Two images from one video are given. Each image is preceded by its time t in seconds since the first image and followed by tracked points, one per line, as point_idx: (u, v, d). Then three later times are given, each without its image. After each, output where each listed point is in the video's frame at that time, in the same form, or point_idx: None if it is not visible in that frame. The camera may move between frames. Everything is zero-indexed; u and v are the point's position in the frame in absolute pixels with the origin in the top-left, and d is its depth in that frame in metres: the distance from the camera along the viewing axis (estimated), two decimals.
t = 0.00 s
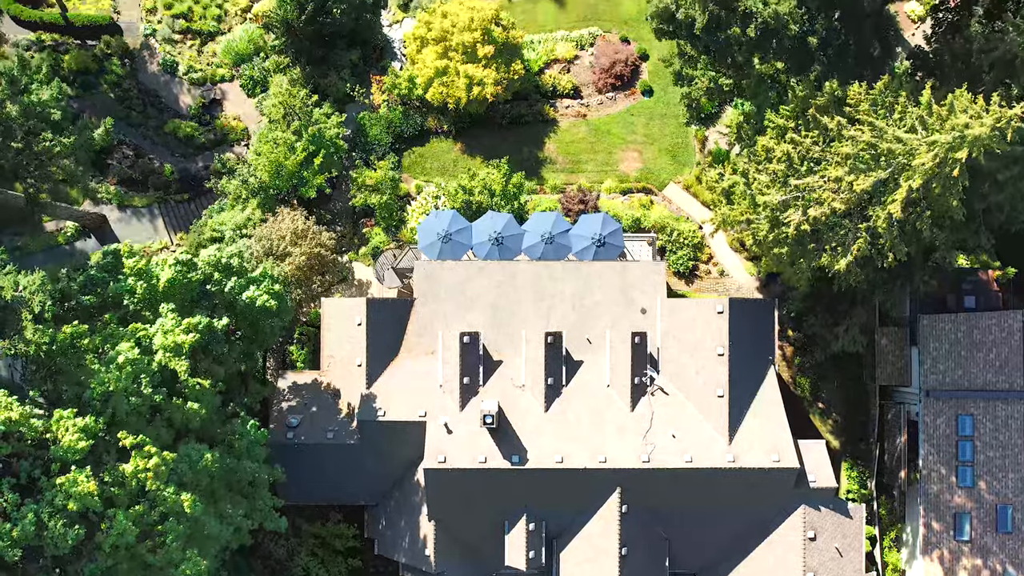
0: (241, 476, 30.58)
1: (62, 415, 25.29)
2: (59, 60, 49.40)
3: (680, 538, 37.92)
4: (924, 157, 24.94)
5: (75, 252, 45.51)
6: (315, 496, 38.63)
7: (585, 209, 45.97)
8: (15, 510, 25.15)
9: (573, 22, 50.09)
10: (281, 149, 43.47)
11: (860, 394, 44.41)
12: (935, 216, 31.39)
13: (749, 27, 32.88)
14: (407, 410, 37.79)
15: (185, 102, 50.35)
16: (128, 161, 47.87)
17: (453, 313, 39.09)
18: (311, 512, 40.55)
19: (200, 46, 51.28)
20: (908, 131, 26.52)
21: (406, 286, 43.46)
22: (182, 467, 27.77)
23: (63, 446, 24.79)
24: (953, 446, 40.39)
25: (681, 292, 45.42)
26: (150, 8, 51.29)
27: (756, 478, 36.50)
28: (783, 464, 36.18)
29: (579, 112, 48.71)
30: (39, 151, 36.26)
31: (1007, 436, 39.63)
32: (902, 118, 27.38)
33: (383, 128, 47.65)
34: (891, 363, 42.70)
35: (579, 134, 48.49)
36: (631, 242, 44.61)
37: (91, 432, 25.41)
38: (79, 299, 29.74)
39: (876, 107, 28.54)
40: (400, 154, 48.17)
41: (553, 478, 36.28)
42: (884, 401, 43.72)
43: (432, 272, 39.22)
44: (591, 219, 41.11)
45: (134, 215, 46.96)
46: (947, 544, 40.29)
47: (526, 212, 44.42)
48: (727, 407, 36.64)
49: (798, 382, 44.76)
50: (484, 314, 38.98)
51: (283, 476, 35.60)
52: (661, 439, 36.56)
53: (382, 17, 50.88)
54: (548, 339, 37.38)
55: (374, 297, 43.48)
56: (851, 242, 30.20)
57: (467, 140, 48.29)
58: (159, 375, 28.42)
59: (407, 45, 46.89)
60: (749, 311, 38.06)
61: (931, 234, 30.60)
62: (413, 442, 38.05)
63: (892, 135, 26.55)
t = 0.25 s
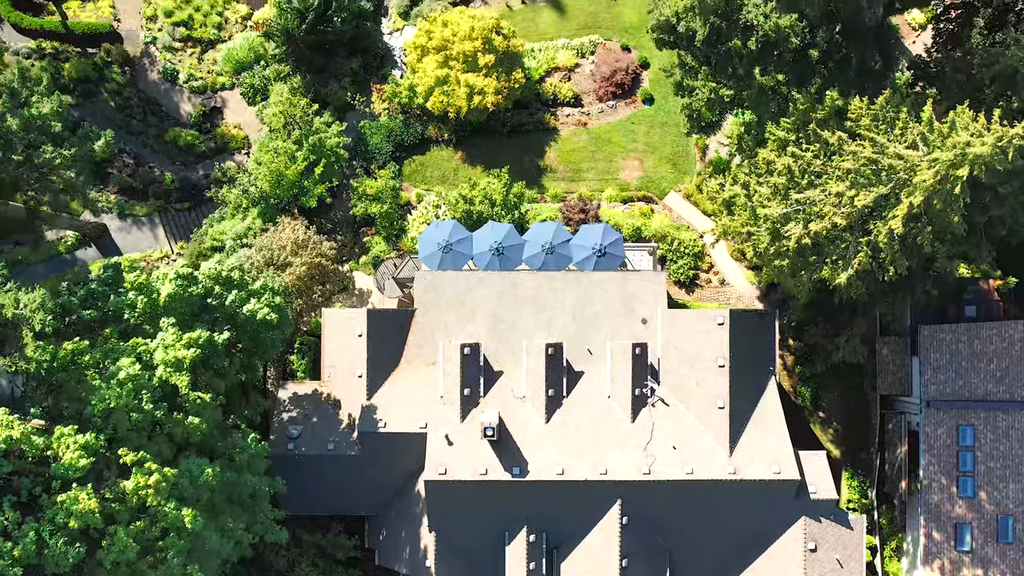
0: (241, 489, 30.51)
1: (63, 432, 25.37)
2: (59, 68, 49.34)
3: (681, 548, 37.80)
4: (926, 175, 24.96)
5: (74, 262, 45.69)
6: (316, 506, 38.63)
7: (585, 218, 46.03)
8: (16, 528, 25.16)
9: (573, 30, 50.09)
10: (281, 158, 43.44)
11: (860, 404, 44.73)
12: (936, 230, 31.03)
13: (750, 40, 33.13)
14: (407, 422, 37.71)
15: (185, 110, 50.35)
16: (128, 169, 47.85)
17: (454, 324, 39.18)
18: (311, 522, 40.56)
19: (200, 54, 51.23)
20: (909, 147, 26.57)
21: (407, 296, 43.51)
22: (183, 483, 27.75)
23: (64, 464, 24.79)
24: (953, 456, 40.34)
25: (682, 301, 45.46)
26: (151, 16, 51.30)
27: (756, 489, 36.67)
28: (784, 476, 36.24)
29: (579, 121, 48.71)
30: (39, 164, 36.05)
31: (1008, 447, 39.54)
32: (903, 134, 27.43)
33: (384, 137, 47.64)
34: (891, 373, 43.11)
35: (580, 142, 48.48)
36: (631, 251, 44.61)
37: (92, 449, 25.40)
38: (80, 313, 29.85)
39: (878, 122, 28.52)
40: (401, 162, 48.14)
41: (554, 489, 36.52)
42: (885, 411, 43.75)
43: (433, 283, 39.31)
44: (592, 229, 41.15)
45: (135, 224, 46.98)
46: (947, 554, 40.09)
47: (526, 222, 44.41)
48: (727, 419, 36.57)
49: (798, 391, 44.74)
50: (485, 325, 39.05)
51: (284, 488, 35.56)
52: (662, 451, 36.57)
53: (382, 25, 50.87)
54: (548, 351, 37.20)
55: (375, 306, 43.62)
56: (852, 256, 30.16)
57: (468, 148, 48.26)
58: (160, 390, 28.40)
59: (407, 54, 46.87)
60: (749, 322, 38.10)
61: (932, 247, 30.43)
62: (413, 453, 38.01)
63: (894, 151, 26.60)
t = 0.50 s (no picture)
0: (242, 503, 30.40)
1: (64, 449, 25.44)
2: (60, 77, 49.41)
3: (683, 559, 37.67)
4: (927, 192, 25.00)
5: (76, 270, 45.67)
6: (317, 516, 38.59)
7: (586, 227, 45.97)
8: (18, 546, 25.22)
9: (574, 38, 50.05)
10: (282, 168, 43.41)
11: (861, 413, 44.65)
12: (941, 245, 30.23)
13: (752, 53, 33.06)
14: (408, 433, 37.73)
15: (185, 119, 50.32)
16: (128, 178, 47.82)
17: (455, 334, 39.21)
18: (312, 532, 40.57)
19: (200, 62, 51.21)
20: (910, 164, 26.61)
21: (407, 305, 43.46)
22: (184, 498, 27.75)
23: (65, 481, 24.84)
24: (954, 467, 40.30)
25: (682, 309, 45.41)
26: (151, 24, 51.27)
27: (756, 501, 36.80)
28: (784, 488, 36.45)
29: (579, 129, 48.68)
30: (39, 175, 36.75)
31: (1009, 457, 39.50)
32: (904, 150, 27.46)
33: (384, 146, 47.62)
34: (892, 383, 43.16)
35: (580, 151, 48.46)
36: (631, 260, 44.05)
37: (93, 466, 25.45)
38: (80, 327, 30.31)
39: (879, 137, 28.51)
40: (401, 171, 48.11)
41: (554, 502, 36.74)
42: (886, 421, 43.76)
43: (433, 293, 39.35)
44: (593, 239, 41.01)
45: (135, 233, 47.04)
46: (949, 564, 40.14)
47: (527, 231, 44.37)
48: (728, 431, 36.63)
49: (799, 400, 44.68)
50: (485, 336, 39.06)
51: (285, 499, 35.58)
52: (663, 462, 36.63)
53: (382, 33, 50.85)
54: (549, 362, 37.19)
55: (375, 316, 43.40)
56: (854, 270, 30.12)
57: (468, 157, 48.23)
58: (160, 406, 28.41)
59: (407, 63, 46.83)
60: (750, 333, 38.08)
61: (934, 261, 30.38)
62: (414, 464, 38.02)
63: (895, 168, 26.63)
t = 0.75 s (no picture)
0: (243, 517, 30.19)
1: (65, 467, 25.47)
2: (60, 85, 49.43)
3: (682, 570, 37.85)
4: (927, 209, 25.03)
5: (76, 280, 46.04)
6: (318, 527, 38.67)
7: (587, 236, 46.03)
8: (19, 564, 25.25)
9: (575, 47, 50.07)
10: (282, 177, 43.41)
11: (862, 423, 44.72)
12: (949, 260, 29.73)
13: (753, 66, 33.06)
14: (408, 444, 37.65)
15: (185, 127, 50.29)
16: (130, 187, 47.98)
17: (456, 345, 39.13)
18: (312, 543, 40.49)
19: (201, 70, 51.20)
20: (911, 181, 26.61)
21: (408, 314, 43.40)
22: (184, 513, 27.74)
23: (66, 499, 24.86)
24: (955, 477, 40.27)
25: (682, 318, 45.46)
26: (152, 32, 51.29)
27: (757, 513, 36.74)
28: (786, 500, 36.36)
29: (580, 138, 48.67)
30: (40, 187, 36.51)
31: (1009, 467, 39.50)
32: (905, 166, 27.46)
33: (384, 155, 47.61)
34: (894, 393, 42.79)
35: (581, 160, 48.44)
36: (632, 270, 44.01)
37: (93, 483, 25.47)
38: (81, 342, 30.28)
39: (880, 152, 28.50)
40: (401, 180, 48.10)
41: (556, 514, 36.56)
42: (886, 430, 43.68)
43: (433, 304, 39.26)
44: (593, 249, 41.06)
45: (136, 242, 46.88)
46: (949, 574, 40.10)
47: (527, 241, 44.37)
48: (729, 442, 36.54)
49: (800, 410, 44.77)
50: (485, 346, 39.02)
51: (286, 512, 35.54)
52: (664, 474, 36.64)
53: (383, 41, 50.87)
54: (550, 373, 37.12)
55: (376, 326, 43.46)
56: (855, 283, 30.09)
57: (469, 166, 48.20)
58: (161, 421, 28.41)
59: (408, 71, 46.83)
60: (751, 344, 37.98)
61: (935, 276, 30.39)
62: (415, 475, 38.07)
63: (896, 185, 26.62)
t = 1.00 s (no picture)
0: (244, 530, 30.12)
1: (66, 483, 25.50)
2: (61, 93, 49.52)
3: None
4: (927, 227, 25.07)
5: (76, 289, 46.15)
6: (319, 537, 38.69)
7: (587, 244, 45.75)
8: None
9: (576, 55, 50.07)
10: (283, 187, 43.41)
11: (863, 432, 44.53)
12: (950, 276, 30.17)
13: (754, 79, 33.15)
14: (410, 456, 37.79)
15: (185, 135, 50.30)
16: (131, 196, 47.88)
17: (457, 356, 39.16)
18: (312, 553, 40.44)
19: (201, 78, 51.16)
20: (912, 198, 26.61)
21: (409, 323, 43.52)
22: (185, 529, 27.71)
23: (67, 517, 24.90)
24: (956, 487, 40.24)
25: (682, 327, 45.49)
26: (152, 40, 51.25)
27: (758, 525, 36.70)
28: (786, 512, 36.33)
29: (580, 146, 48.66)
30: (41, 200, 36.48)
31: (1011, 478, 39.50)
32: (906, 182, 27.47)
33: (385, 164, 47.55)
34: (895, 403, 42.73)
35: (581, 168, 48.42)
36: (634, 280, 44.15)
37: (94, 500, 25.50)
38: (82, 357, 30.13)
39: (881, 166, 28.49)
40: (402, 189, 48.07)
41: (556, 526, 36.50)
42: (887, 440, 43.62)
43: (433, 314, 39.25)
44: (594, 259, 41.04)
45: (136, 251, 47.01)
46: None
47: (528, 250, 44.36)
48: (730, 454, 36.47)
49: (801, 419, 44.65)
50: (486, 357, 39.02)
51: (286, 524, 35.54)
52: (664, 485, 36.63)
53: (383, 49, 50.88)
54: (551, 384, 37.19)
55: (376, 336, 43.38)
56: (856, 297, 30.05)
57: (469, 174, 48.18)
58: (162, 436, 28.40)
59: (408, 80, 46.79)
60: (751, 355, 37.91)
61: (937, 290, 30.42)
62: (416, 487, 38.07)
63: (897, 201, 26.63)
